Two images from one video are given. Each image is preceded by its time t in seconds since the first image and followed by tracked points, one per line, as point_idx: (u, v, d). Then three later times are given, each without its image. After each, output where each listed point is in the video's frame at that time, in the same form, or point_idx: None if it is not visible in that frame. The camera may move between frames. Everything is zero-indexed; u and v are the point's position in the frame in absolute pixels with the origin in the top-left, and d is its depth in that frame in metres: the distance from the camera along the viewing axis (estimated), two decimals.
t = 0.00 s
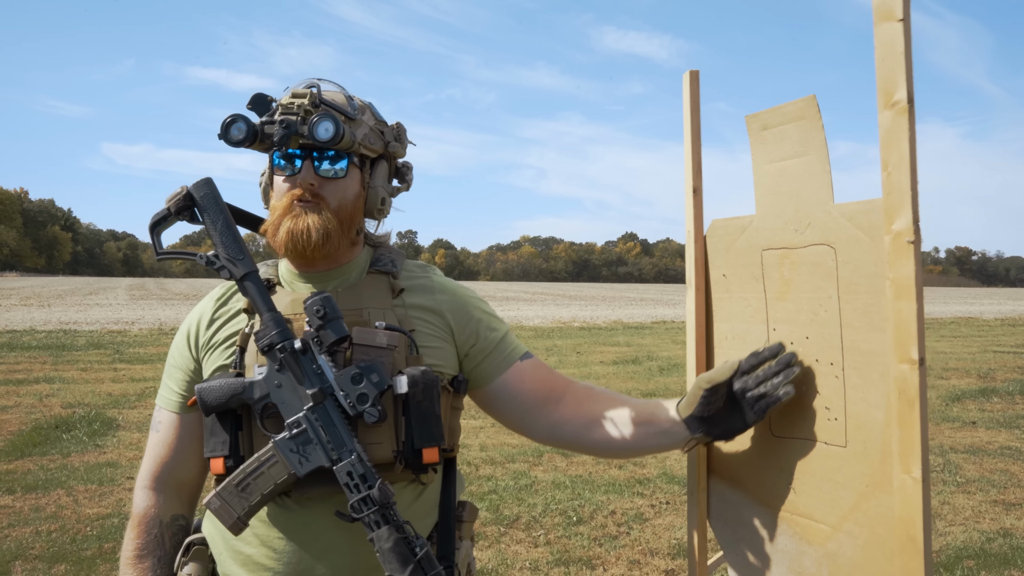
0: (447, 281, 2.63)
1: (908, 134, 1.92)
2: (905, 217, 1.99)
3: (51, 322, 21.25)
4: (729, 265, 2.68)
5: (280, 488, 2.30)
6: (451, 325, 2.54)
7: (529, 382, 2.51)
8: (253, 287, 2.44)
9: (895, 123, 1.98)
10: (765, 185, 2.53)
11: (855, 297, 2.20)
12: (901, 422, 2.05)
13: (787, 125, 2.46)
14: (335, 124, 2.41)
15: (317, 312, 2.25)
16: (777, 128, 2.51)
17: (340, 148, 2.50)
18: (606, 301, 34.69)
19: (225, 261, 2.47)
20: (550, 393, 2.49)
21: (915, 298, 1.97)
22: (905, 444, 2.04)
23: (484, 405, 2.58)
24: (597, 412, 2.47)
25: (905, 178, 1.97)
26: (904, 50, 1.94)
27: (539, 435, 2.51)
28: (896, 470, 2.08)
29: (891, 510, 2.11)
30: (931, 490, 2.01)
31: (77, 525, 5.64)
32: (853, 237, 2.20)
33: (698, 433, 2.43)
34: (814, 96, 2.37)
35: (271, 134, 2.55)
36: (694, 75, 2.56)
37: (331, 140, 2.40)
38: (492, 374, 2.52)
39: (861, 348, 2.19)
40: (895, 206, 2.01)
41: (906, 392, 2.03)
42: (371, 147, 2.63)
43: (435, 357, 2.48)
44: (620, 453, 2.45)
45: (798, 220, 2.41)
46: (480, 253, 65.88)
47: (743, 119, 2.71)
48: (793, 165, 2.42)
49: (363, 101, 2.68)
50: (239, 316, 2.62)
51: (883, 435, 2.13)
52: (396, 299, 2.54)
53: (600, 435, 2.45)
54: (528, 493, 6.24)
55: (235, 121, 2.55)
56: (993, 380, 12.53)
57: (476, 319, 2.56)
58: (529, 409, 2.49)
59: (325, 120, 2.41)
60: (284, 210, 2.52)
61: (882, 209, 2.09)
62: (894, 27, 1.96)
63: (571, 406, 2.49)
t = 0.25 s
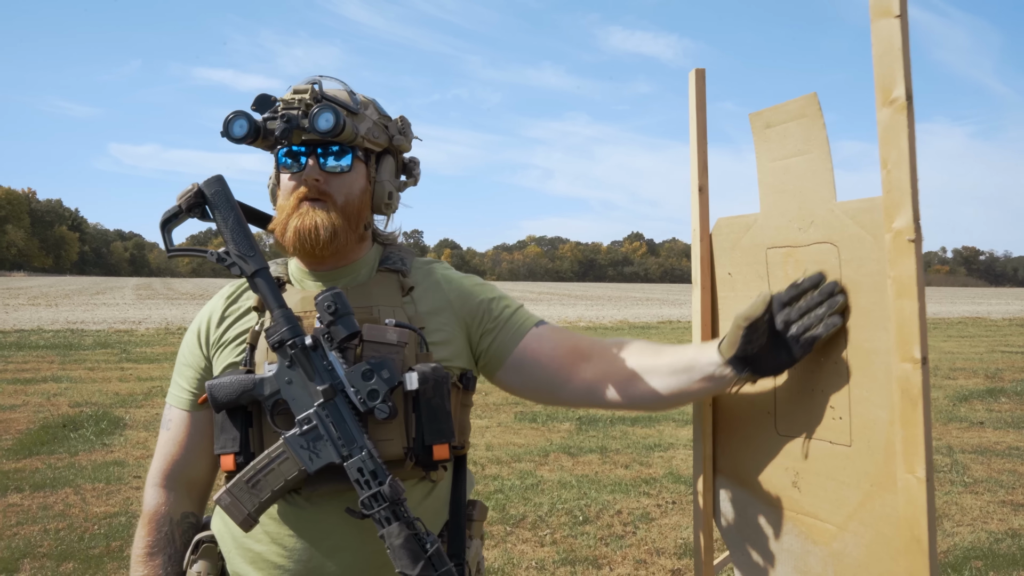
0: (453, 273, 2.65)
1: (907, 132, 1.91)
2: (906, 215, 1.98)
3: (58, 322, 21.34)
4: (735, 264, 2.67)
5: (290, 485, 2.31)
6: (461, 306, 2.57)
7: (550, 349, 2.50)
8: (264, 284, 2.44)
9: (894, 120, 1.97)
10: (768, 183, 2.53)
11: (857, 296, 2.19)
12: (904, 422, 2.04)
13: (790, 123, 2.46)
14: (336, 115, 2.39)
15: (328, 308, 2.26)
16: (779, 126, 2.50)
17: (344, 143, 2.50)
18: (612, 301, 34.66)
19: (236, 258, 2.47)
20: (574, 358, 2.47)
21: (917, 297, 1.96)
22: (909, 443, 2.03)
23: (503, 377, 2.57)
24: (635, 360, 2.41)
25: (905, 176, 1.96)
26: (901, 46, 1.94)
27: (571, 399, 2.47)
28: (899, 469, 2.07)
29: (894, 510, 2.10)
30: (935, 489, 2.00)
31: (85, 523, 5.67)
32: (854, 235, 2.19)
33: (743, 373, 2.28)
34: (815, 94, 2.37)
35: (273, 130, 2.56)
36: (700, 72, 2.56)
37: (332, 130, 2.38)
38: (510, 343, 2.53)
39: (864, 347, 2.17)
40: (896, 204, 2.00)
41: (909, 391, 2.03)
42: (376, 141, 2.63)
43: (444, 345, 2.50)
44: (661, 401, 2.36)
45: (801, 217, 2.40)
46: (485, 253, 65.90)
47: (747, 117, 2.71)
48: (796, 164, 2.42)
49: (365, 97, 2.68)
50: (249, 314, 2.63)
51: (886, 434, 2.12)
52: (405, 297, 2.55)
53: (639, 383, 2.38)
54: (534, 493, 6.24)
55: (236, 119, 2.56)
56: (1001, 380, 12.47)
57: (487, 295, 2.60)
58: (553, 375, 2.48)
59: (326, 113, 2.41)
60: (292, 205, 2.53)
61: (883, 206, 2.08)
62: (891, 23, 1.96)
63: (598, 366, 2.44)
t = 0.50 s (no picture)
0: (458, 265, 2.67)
1: (934, 129, 1.92)
2: (930, 213, 1.98)
3: (67, 322, 21.43)
4: (749, 262, 2.65)
5: (297, 485, 2.31)
6: (465, 290, 2.56)
7: (560, 325, 2.47)
8: (269, 283, 2.45)
9: (920, 119, 1.98)
10: (786, 182, 2.53)
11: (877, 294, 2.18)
12: (926, 420, 2.04)
13: (809, 121, 2.46)
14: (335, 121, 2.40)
15: (332, 307, 2.26)
16: (797, 124, 2.50)
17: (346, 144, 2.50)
18: (618, 301, 34.61)
19: (241, 258, 2.48)
20: (584, 333, 2.44)
21: (941, 295, 1.96)
22: (931, 441, 2.03)
23: (513, 357, 2.52)
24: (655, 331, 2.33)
25: (931, 174, 1.97)
26: (929, 44, 1.95)
27: (583, 373, 2.42)
28: (920, 467, 2.07)
29: (914, 507, 2.10)
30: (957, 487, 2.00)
31: (94, 522, 5.68)
32: (875, 232, 2.18)
33: (774, 348, 2.14)
34: (837, 92, 2.38)
35: (275, 134, 2.57)
36: (712, 71, 2.56)
37: (331, 136, 2.39)
38: (517, 320, 2.50)
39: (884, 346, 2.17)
40: (920, 202, 2.01)
41: (932, 389, 2.03)
42: (381, 142, 2.63)
43: (447, 332, 2.51)
44: (680, 374, 2.28)
45: (819, 216, 2.40)
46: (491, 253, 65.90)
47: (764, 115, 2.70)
48: (815, 162, 2.42)
49: (371, 96, 2.67)
50: (257, 314, 2.63)
51: (906, 432, 2.12)
52: (412, 294, 2.56)
53: (657, 356, 2.30)
54: (542, 492, 6.24)
55: (238, 122, 2.57)
56: (1011, 380, 12.38)
57: (492, 278, 2.60)
58: (564, 351, 2.43)
59: (327, 115, 2.41)
60: (295, 205, 2.54)
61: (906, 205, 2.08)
62: (918, 21, 1.97)
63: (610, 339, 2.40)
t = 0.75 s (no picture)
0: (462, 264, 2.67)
1: (952, 128, 1.92)
2: (947, 212, 1.99)
3: (71, 322, 21.48)
4: (753, 262, 2.65)
5: (296, 485, 2.31)
6: (469, 289, 2.56)
7: (565, 322, 2.46)
8: (270, 283, 2.45)
9: (936, 117, 1.98)
10: (794, 181, 2.52)
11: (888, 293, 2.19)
12: (940, 419, 2.04)
13: (819, 120, 2.45)
14: (336, 123, 2.40)
15: (331, 307, 2.26)
16: (807, 123, 2.50)
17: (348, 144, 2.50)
18: (622, 301, 34.58)
19: (242, 258, 2.48)
20: (590, 330, 2.43)
21: (957, 294, 1.96)
22: (944, 440, 2.02)
23: (517, 355, 2.52)
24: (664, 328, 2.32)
25: (947, 173, 1.97)
26: (947, 43, 1.95)
27: (588, 372, 2.42)
28: (933, 466, 2.07)
29: (926, 507, 2.10)
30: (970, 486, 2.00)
31: (98, 522, 5.69)
32: (887, 232, 2.19)
33: (785, 345, 2.14)
34: (849, 91, 2.37)
35: (276, 134, 2.57)
36: (717, 70, 2.55)
37: (331, 139, 2.39)
38: (522, 319, 2.50)
39: (896, 346, 2.17)
40: (937, 200, 2.01)
41: (945, 388, 2.02)
42: (383, 141, 2.63)
43: (450, 331, 2.51)
44: (688, 372, 2.27)
45: (828, 215, 2.39)
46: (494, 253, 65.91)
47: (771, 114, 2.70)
48: (824, 161, 2.42)
49: (372, 94, 2.67)
50: (260, 314, 2.64)
51: (917, 431, 2.12)
52: (414, 294, 2.56)
53: (665, 354, 2.29)
54: (545, 492, 6.23)
55: (238, 123, 2.57)
56: (1016, 380, 12.34)
57: (496, 276, 2.60)
58: (569, 348, 2.43)
59: (329, 115, 2.41)
60: (297, 206, 2.54)
61: (920, 204, 2.08)
62: (937, 20, 1.96)
63: (615, 336, 2.39)
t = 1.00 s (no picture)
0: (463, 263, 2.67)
1: (957, 128, 1.92)
2: (952, 212, 1.99)
3: (73, 322, 21.51)
4: (756, 262, 2.64)
5: (299, 488, 2.31)
6: (471, 287, 2.56)
7: (567, 321, 2.46)
8: (271, 285, 2.45)
9: (942, 117, 1.98)
10: (797, 181, 2.52)
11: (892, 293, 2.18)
12: (944, 419, 2.04)
13: (823, 120, 2.45)
14: (337, 126, 2.38)
15: (333, 309, 2.25)
16: (811, 123, 2.49)
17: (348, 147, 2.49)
18: (623, 301, 34.57)
19: (243, 260, 2.48)
20: (592, 330, 2.43)
21: (962, 293, 1.96)
22: (948, 441, 2.02)
23: (520, 353, 2.51)
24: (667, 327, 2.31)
25: (952, 173, 1.97)
26: (953, 43, 1.94)
27: (590, 371, 2.42)
28: (936, 467, 2.07)
29: (929, 508, 2.10)
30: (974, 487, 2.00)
31: (99, 522, 5.69)
32: (891, 232, 2.18)
33: (791, 344, 2.14)
34: (853, 91, 2.36)
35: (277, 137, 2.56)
36: (720, 70, 2.55)
37: (333, 141, 2.38)
38: (524, 316, 2.50)
39: (899, 346, 2.16)
40: (942, 201, 2.01)
41: (949, 388, 2.02)
42: (384, 142, 2.63)
43: (452, 330, 2.51)
44: (691, 371, 2.27)
45: (832, 215, 2.39)
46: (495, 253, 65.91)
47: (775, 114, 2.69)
48: (828, 161, 2.42)
49: (373, 94, 2.66)
50: (260, 315, 2.63)
51: (922, 432, 2.12)
52: (416, 294, 2.56)
53: (669, 353, 2.28)
54: (546, 492, 6.23)
55: (239, 126, 2.56)
56: (1018, 380, 12.32)
57: (498, 276, 2.60)
58: (572, 348, 2.42)
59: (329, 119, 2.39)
60: (299, 206, 2.54)
61: (925, 204, 2.08)
62: (942, 20, 1.97)
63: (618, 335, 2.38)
